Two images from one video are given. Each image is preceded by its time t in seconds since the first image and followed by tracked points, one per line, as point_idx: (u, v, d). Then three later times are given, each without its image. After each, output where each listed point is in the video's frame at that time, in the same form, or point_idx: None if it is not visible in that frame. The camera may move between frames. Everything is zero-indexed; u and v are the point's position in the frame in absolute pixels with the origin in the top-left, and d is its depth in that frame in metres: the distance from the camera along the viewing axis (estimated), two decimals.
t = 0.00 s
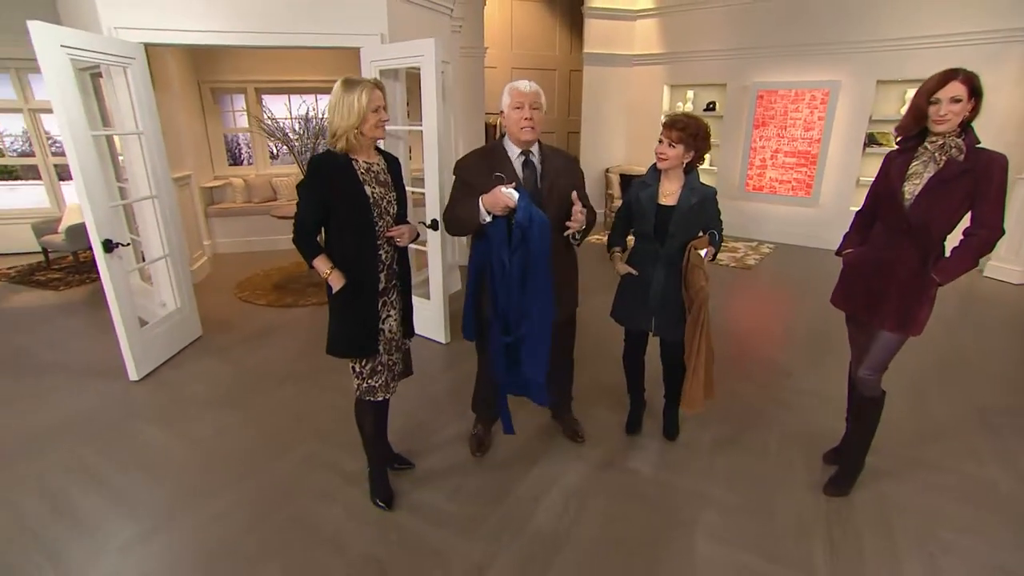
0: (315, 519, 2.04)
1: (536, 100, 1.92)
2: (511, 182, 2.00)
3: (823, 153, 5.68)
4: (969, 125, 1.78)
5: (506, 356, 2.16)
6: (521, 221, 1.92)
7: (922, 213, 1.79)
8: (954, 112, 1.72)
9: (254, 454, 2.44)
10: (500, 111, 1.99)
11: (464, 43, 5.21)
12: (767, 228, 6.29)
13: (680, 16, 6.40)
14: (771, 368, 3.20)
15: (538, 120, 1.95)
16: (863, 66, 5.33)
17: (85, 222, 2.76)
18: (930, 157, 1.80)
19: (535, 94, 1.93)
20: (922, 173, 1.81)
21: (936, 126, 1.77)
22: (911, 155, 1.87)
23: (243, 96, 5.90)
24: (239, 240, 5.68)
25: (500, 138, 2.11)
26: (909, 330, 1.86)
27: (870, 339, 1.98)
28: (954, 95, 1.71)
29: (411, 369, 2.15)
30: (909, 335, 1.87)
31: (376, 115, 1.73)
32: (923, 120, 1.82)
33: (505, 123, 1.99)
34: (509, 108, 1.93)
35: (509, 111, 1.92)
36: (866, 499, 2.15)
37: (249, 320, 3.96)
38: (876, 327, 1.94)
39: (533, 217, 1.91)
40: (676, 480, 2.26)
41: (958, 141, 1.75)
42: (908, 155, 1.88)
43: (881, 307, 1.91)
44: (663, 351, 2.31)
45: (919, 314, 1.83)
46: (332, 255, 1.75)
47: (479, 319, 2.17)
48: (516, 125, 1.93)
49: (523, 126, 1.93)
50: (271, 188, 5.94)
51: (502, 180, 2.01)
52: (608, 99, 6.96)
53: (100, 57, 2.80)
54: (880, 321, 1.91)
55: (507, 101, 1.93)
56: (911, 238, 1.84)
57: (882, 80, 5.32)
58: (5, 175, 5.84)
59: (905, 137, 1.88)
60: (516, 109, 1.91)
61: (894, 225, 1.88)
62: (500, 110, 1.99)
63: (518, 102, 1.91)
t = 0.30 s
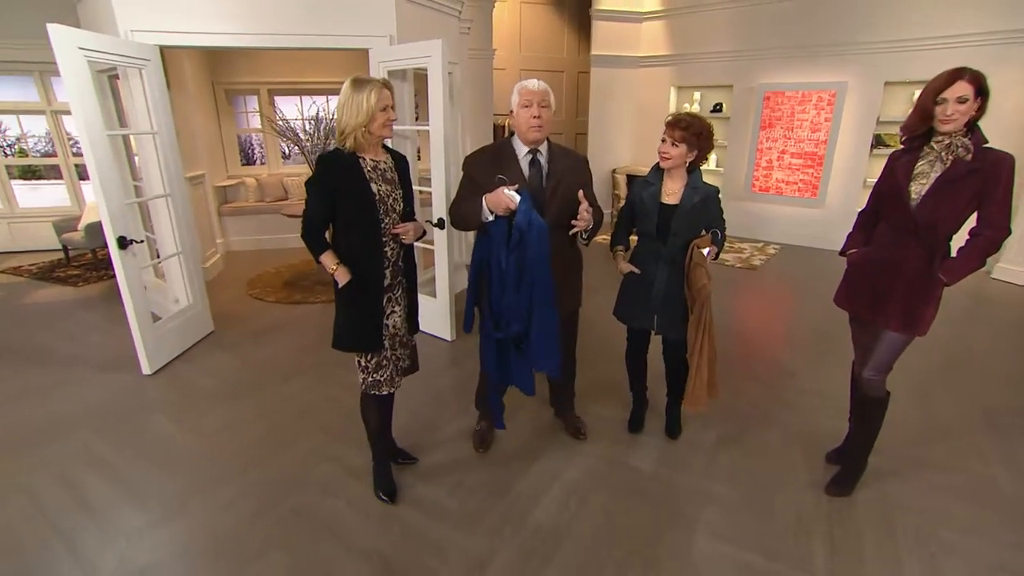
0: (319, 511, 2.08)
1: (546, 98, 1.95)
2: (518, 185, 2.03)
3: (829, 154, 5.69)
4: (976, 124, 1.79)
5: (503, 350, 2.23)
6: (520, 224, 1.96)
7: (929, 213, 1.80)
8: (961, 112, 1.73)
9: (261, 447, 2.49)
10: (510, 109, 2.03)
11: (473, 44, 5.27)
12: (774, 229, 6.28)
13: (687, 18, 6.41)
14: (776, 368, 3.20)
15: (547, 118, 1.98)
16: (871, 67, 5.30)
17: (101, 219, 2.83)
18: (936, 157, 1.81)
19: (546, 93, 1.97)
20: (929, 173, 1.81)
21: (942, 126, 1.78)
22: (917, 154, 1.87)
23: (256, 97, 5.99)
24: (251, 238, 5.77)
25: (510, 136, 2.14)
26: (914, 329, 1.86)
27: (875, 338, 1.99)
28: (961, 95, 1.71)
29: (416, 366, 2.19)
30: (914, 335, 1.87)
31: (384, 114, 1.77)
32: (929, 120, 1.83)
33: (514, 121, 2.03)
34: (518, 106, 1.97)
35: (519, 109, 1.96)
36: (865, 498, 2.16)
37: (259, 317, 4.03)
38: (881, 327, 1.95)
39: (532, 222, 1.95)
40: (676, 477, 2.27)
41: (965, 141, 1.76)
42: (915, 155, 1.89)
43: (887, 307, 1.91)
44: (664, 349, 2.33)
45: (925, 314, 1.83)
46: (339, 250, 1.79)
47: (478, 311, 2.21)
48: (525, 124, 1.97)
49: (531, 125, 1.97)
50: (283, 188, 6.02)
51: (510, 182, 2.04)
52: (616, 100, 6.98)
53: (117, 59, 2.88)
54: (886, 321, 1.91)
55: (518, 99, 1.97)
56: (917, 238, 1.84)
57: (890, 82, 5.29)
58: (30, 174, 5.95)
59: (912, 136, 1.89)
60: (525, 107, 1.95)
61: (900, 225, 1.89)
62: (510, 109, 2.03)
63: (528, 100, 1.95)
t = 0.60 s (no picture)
0: (321, 506, 2.09)
1: (547, 97, 1.96)
2: (521, 183, 2.03)
3: (836, 153, 5.65)
4: (982, 122, 1.78)
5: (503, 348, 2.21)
6: (525, 222, 1.98)
7: (934, 211, 1.78)
8: (967, 109, 1.71)
9: (264, 442, 2.51)
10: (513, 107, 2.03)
11: (477, 43, 5.28)
12: (780, 229, 6.24)
13: (693, 17, 6.39)
14: (779, 367, 3.19)
15: (548, 116, 1.98)
16: (878, 66, 5.26)
17: (108, 217, 2.86)
18: (942, 155, 1.79)
19: (547, 91, 1.97)
20: (935, 171, 1.80)
21: (948, 124, 1.77)
22: (922, 153, 1.86)
23: (263, 97, 6.03)
24: (257, 236, 5.81)
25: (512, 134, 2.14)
26: (918, 329, 1.84)
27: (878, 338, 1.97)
28: (968, 92, 1.70)
29: (419, 363, 2.19)
30: (918, 335, 1.86)
31: (389, 112, 1.78)
32: (935, 118, 1.81)
33: (516, 118, 2.03)
34: (520, 105, 1.97)
35: (520, 107, 1.97)
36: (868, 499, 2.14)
37: (264, 314, 4.06)
38: (884, 327, 1.93)
39: (537, 220, 1.98)
40: (676, 476, 2.26)
41: (971, 139, 1.75)
42: (919, 153, 1.88)
43: (890, 307, 1.89)
44: (666, 348, 2.32)
45: (929, 313, 1.82)
46: (341, 246, 1.80)
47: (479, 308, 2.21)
48: (526, 122, 1.97)
49: (532, 123, 1.97)
50: (290, 187, 6.06)
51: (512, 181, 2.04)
52: (622, 100, 6.97)
53: (125, 58, 2.92)
54: (889, 321, 1.89)
55: (520, 97, 1.97)
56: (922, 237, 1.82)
57: (898, 81, 5.25)
58: (41, 173, 6.02)
59: (917, 135, 1.88)
60: (526, 105, 1.96)
61: (904, 224, 1.87)
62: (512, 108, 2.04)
63: (529, 98, 1.95)
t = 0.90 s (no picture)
0: (315, 505, 2.09)
1: (539, 94, 1.96)
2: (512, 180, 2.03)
3: (832, 153, 5.66)
4: (972, 119, 1.77)
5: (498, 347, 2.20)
6: (518, 219, 1.97)
7: (923, 208, 1.78)
8: (956, 107, 1.71)
9: (258, 442, 2.50)
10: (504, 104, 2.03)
11: (474, 43, 5.28)
12: (777, 229, 6.24)
13: (690, 17, 6.40)
14: (774, 366, 3.19)
15: (539, 113, 1.98)
16: (874, 66, 5.27)
17: (101, 216, 2.86)
18: (931, 152, 1.78)
19: (539, 88, 1.96)
20: (924, 168, 1.79)
21: (937, 121, 1.77)
22: (912, 150, 1.85)
23: (259, 96, 6.02)
24: (254, 236, 5.81)
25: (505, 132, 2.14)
26: (908, 325, 1.85)
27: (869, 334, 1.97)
28: (956, 90, 1.69)
29: (411, 360, 2.18)
30: (908, 331, 1.86)
31: (384, 109, 1.78)
32: (925, 115, 1.81)
33: (507, 115, 2.03)
34: (511, 102, 1.97)
35: (511, 104, 1.97)
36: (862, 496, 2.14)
37: (260, 314, 4.05)
38: (874, 323, 1.93)
39: (530, 217, 1.96)
40: (671, 474, 2.26)
41: (959, 136, 1.75)
42: (909, 150, 1.88)
43: (881, 303, 1.90)
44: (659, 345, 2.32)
45: (919, 309, 1.82)
46: (335, 243, 1.80)
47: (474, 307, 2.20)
48: (516, 119, 1.97)
49: (523, 120, 1.97)
50: (286, 186, 6.06)
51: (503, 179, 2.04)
52: (618, 99, 6.97)
53: (118, 56, 2.92)
54: (878, 317, 1.90)
55: (511, 95, 1.97)
56: (912, 233, 1.82)
57: (894, 80, 5.26)
58: (37, 172, 6.01)
59: (907, 131, 1.87)
60: (518, 102, 1.96)
61: (894, 221, 1.87)
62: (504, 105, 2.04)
63: (520, 95, 1.95)
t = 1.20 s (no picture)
0: (309, 505, 2.08)
1: (536, 89, 1.96)
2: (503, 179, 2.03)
3: (828, 153, 5.66)
4: (959, 113, 1.77)
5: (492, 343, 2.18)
6: (477, 207, 1.97)
7: (912, 203, 1.78)
8: (940, 101, 1.72)
9: (253, 441, 2.49)
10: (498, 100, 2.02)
11: (469, 42, 5.27)
12: (773, 228, 6.25)
13: (686, 17, 6.40)
14: (770, 365, 3.19)
15: (537, 108, 1.99)
16: (870, 65, 5.29)
17: (94, 215, 2.85)
18: (919, 146, 1.80)
19: (535, 83, 1.97)
20: (911, 162, 1.81)
21: (923, 116, 1.78)
22: (900, 145, 1.87)
23: (255, 96, 6.01)
24: (250, 236, 5.79)
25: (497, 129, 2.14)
26: (902, 321, 1.86)
27: (861, 330, 1.97)
28: (938, 85, 1.71)
29: (404, 359, 2.18)
30: (901, 326, 1.87)
31: (378, 107, 1.77)
32: (911, 110, 1.82)
33: (502, 111, 2.02)
34: (508, 96, 1.96)
35: (509, 98, 1.96)
36: (857, 494, 2.14)
37: (255, 313, 4.04)
38: (866, 319, 1.94)
39: (484, 201, 1.94)
40: (666, 473, 2.26)
41: (946, 130, 1.75)
42: (898, 145, 1.89)
43: (873, 298, 1.90)
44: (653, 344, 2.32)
45: (911, 304, 1.83)
46: (329, 242, 1.79)
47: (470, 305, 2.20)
48: (515, 113, 1.96)
49: (522, 113, 1.96)
50: (282, 186, 6.04)
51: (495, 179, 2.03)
52: (615, 99, 6.97)
53: (111, 55, 2.91)
54: (870, 312, 1.90)
55: (507, 89, 1.96)
56: (903, 228, 1.82)
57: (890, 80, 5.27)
58: (31, 172, 5.99)
59: (894, 127, 1.89)
60: (516, 96, 1.95)
61: (883, 216, 1.88)
62: (499, 100, 2.02)
63: (518, 89, 1.95)
